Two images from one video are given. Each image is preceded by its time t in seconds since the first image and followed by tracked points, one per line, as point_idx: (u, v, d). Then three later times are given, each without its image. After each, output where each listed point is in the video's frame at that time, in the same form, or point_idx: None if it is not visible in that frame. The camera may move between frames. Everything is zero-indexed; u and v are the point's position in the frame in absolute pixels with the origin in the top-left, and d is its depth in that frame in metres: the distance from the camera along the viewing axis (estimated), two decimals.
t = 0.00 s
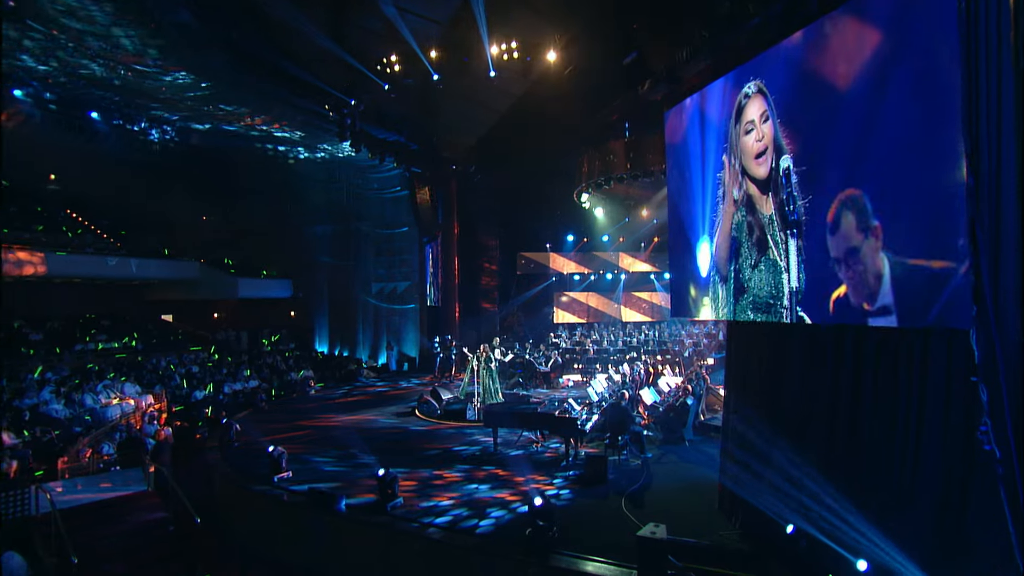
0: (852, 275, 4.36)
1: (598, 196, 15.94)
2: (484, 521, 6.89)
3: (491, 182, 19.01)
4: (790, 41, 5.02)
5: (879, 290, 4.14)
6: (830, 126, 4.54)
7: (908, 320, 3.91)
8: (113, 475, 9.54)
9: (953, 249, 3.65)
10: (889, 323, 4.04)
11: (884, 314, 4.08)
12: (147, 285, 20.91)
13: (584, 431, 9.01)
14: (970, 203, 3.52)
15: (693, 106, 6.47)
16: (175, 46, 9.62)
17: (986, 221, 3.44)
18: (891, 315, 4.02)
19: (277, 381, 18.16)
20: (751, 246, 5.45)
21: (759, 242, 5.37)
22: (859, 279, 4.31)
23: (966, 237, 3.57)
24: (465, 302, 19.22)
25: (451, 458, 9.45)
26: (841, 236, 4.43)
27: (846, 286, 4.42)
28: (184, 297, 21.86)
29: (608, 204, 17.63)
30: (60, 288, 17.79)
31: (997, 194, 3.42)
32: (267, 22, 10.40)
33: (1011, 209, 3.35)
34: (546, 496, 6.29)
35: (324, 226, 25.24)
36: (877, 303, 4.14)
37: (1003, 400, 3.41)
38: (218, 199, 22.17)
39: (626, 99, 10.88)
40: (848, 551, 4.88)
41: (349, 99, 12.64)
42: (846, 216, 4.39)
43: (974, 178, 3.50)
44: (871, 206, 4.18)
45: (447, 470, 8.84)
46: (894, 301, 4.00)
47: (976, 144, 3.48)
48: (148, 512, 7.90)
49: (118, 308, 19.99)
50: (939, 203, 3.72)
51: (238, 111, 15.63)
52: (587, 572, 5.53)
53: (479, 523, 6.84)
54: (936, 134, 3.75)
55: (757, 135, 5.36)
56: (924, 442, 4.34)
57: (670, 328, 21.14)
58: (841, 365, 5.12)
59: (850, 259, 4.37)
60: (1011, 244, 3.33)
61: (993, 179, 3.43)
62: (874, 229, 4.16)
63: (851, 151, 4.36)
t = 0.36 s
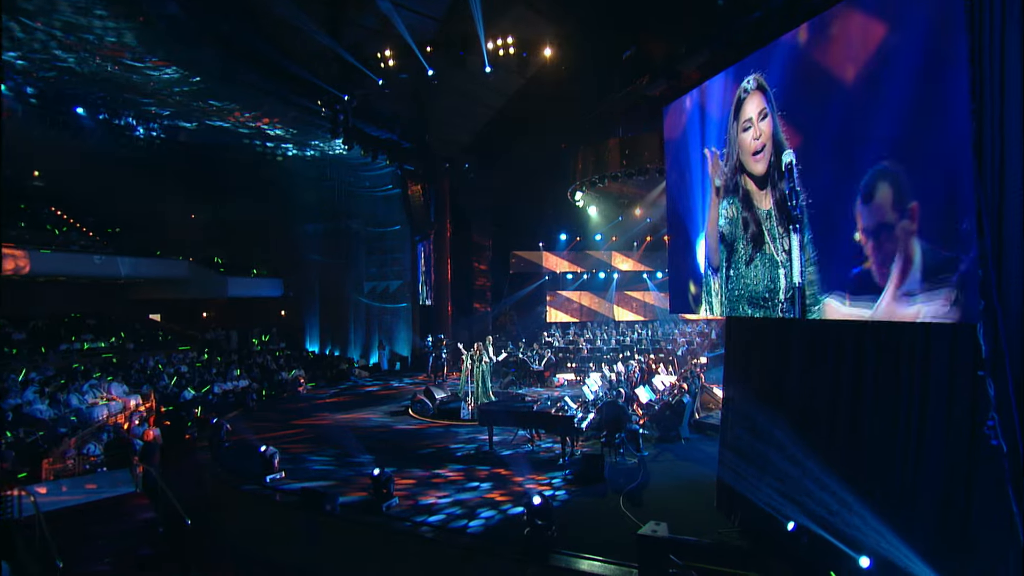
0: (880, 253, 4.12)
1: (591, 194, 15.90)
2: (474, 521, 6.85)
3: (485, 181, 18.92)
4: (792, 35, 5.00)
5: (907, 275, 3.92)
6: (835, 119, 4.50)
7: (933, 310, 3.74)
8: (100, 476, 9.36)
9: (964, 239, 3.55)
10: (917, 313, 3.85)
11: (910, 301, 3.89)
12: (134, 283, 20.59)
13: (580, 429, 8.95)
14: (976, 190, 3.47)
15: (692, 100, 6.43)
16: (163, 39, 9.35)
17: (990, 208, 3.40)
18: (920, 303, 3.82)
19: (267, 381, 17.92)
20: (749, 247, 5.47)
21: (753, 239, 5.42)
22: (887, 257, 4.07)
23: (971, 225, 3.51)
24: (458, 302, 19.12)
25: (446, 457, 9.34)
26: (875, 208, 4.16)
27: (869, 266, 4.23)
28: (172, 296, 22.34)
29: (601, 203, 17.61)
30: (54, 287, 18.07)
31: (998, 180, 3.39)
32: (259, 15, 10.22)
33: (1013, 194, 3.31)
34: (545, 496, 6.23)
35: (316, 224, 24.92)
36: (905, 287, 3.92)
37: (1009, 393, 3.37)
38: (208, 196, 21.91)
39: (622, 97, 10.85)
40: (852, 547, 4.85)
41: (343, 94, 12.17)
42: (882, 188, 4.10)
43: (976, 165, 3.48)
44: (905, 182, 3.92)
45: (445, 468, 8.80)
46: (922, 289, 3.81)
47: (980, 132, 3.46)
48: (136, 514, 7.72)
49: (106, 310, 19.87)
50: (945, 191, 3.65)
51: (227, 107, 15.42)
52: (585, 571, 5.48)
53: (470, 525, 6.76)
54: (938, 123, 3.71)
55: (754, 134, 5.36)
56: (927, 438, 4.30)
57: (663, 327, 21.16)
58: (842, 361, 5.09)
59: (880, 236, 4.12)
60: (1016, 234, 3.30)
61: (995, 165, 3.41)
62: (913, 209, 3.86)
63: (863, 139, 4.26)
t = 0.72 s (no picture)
0: (919, 249, 3.90)
1: (589, 192, 15.84)
2: (468, 521, 6.71)
3: (481, 179, 18.81)
4: (803, 26, 4.95)
5: (944, 272, 3.74)
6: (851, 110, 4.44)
7: (974, 306, 3.57)
8: (92, 476, 9.20)
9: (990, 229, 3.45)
10: (952, 309, 3.70)
11: (946, 298, 3.73)
12: (125, 282, 20.47)
13: (581, 427, 8.87)
14: (994, 180, 3.40)
15: (698, 94, 6.37)
16: (156, 32, 9.19)
17: (1006, 199, 3.33)
18: (954, 301, 3.69)
19: (261, 380, 17.73)
20: (757, 242, 5.48)
21: (759, 229, 5.45)
22: (926, 254, 3.85)
23: (994, 216, 3.42)
24: (454, 300, 19.04)
25: (445, 456, 9.21)
26: (916, 204, 3.92)
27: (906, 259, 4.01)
28: (166, 294, 21.92)
29: (598, 201, 17.58)
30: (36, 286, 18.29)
31: (1013, 167, 3.30)
32: (254, 8, 10.06)
33: None
34: (549, 494, 6.12)
35: (310, 222, 25.07)
36: (939, 285, 3.76)
37: None
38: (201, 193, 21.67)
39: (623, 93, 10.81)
40: (862, 544, 4.80)
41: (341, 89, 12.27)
42: (924, 179, 3.85)
43: (993, 152, 3.41)
44: (955, 173, 3.67)
45: (432, 470, 8.57)
46: (961, 286, 3.64)
47: (996, 120, 3.39)
48: (130, 517, 7.56)
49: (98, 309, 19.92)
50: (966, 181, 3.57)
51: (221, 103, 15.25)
52: (590, 570, 5.38)
53: (463, 523, 6.69)
54: (958, 111, 3.64)
55: (766, 129, 5.34)
56: (939, 433, 4.24)
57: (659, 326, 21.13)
58: (850, 354, 5.03)
59: (921, 232, 3.87)
60: None
61: (1010, 152, 3.33)
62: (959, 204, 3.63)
63: (885, 128, 4.16)
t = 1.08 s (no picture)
0: (938, 236, 3.79)
1: (588, 189, 15.75)
2: (466, 521, 6.60)
3: (479, 176, 18.69)
4: (819, 14, 4.88)
5: (965, 261, 3.65)
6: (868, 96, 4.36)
7: (995, 295, 3.46)
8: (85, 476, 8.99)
9: (1011, 212, 3.35)
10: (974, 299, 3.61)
11: (967, 288, 3.64)
12: (116, 280, 20.63)
13: (584, 425, 8.77)
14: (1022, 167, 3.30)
15: (709, 85, 6.29)
16: (150, 27, 9.03)
17: None
18: (975, 291, 3.59)
19: (257, 379, 17.60)
20: (764, 236, 5.46)
21: (776, 217, 5.34)
22: (944, 243, 3.76)
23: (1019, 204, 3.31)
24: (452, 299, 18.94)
25: (446, 455, 9.07)
26: (936, 188, 3.83)
27: (921, 249, 3.91)
28: (158, 293, 22.37)
29: (597, 198, 17.52)
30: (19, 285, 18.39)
31: None
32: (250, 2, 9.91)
33: None
34: (556, 493, 6.10)
35: (306, 219, 24.75)
36: (959, 275, 3.68)
37: None
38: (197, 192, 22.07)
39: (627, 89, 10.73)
40: (879, 540, 4.70)
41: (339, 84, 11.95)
42: (946, 165, 3.77)
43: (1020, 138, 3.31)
44: (979, 158, 3.56)
45: (433, 467, 8.47)
46: (983, 276, 3.53)
47: None
48: (126, 517, 7.40)
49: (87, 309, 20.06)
50: (992, 167, 3.47)
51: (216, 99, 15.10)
52: (602, 569, 5.25)
53: (462, 522, 6.58)
54: (985, 96, 3.54)
55: (783, 123, 5.28)
56: (957, 424, 4.16)
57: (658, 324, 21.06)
58: (864, 343, 4.90)
59: (943, 217, 3.76)
60: None
61: None
62: (981, 189, 3.52)
63: (904, 114, 4.07)
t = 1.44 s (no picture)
0: (946, 235, 3.83)
1: (591, 186, 15.68)
2: (469, 519, 6.49)
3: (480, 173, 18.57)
4: (838, 3, 4.79)
5: (977, 255, 3.65)
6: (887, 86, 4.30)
7: (1014, 287, 3.43)
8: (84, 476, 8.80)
9: None
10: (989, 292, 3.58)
11: (983, 281, 3.61)
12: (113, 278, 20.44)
13: (592, 422, 8.66)
14: None
15: (723, 76, 6.18)
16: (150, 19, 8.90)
17: None
18: (991, 283, 3.56)
19: (257, 377, 17.46)
20: (785, 230, 5.35)
21: (798, 209, 5.24)
22: (953, 239, 3.79)
23: None
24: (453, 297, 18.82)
25: (452, 452, 8.93)
26: (937, 190, 3.91)
27: (934, 244, 3.93)
28: (154, 291, 22.15)
29: (600, 195, 17.43)
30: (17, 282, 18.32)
31: None
32: None
33: None
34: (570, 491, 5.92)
35: (305, 218, 23.99)
36: (974, 268, 3.66)
37: None
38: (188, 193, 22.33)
39: (633, 84, 10.65)
40: (900, 536, 4.64)
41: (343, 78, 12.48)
42: (947, 166, 3.84)
43: None
44: (992, 152, 3.56)
45: (443, 465, 8.36)
46: (999, 268, 3.52)
47: None
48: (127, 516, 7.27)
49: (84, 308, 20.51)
50: (1013, 160, 3.43)
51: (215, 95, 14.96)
52: (618, 569, 5.19)
53: (464, 521, 6.45)
54: (1007, 86, 3.49)
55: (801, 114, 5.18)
56: (985, 418, 4.12)
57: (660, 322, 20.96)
58: (885, 323, 4.79)
59: (946, 216, 3.83)
60: None
61: None
62: (985, 185, 3.61)
63: (922, 107, 4.03)
